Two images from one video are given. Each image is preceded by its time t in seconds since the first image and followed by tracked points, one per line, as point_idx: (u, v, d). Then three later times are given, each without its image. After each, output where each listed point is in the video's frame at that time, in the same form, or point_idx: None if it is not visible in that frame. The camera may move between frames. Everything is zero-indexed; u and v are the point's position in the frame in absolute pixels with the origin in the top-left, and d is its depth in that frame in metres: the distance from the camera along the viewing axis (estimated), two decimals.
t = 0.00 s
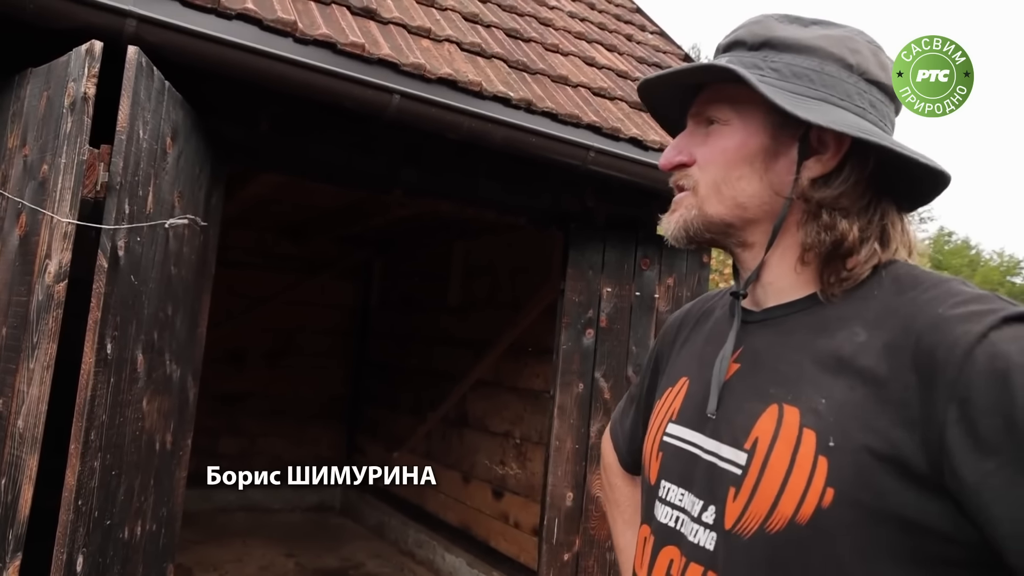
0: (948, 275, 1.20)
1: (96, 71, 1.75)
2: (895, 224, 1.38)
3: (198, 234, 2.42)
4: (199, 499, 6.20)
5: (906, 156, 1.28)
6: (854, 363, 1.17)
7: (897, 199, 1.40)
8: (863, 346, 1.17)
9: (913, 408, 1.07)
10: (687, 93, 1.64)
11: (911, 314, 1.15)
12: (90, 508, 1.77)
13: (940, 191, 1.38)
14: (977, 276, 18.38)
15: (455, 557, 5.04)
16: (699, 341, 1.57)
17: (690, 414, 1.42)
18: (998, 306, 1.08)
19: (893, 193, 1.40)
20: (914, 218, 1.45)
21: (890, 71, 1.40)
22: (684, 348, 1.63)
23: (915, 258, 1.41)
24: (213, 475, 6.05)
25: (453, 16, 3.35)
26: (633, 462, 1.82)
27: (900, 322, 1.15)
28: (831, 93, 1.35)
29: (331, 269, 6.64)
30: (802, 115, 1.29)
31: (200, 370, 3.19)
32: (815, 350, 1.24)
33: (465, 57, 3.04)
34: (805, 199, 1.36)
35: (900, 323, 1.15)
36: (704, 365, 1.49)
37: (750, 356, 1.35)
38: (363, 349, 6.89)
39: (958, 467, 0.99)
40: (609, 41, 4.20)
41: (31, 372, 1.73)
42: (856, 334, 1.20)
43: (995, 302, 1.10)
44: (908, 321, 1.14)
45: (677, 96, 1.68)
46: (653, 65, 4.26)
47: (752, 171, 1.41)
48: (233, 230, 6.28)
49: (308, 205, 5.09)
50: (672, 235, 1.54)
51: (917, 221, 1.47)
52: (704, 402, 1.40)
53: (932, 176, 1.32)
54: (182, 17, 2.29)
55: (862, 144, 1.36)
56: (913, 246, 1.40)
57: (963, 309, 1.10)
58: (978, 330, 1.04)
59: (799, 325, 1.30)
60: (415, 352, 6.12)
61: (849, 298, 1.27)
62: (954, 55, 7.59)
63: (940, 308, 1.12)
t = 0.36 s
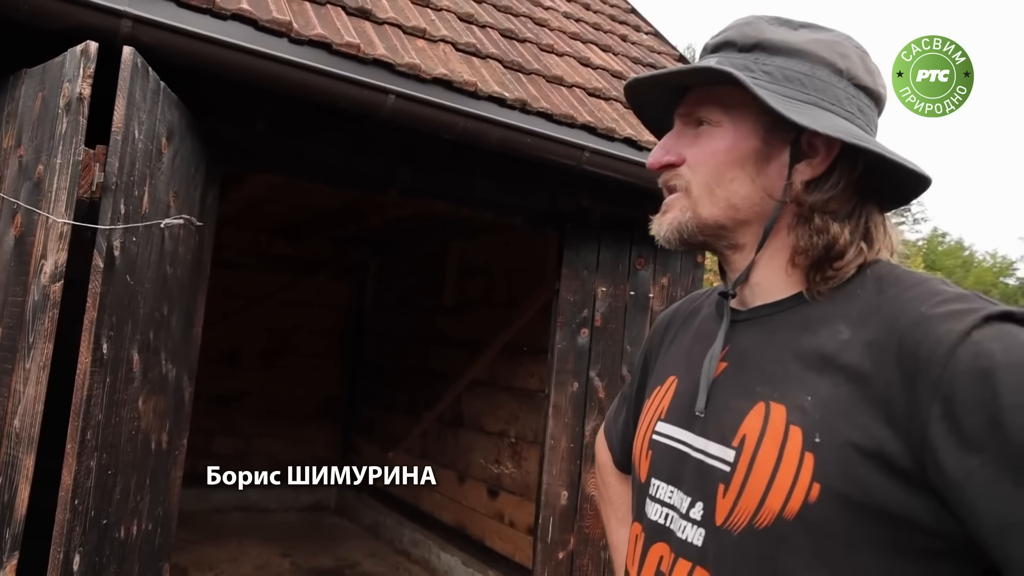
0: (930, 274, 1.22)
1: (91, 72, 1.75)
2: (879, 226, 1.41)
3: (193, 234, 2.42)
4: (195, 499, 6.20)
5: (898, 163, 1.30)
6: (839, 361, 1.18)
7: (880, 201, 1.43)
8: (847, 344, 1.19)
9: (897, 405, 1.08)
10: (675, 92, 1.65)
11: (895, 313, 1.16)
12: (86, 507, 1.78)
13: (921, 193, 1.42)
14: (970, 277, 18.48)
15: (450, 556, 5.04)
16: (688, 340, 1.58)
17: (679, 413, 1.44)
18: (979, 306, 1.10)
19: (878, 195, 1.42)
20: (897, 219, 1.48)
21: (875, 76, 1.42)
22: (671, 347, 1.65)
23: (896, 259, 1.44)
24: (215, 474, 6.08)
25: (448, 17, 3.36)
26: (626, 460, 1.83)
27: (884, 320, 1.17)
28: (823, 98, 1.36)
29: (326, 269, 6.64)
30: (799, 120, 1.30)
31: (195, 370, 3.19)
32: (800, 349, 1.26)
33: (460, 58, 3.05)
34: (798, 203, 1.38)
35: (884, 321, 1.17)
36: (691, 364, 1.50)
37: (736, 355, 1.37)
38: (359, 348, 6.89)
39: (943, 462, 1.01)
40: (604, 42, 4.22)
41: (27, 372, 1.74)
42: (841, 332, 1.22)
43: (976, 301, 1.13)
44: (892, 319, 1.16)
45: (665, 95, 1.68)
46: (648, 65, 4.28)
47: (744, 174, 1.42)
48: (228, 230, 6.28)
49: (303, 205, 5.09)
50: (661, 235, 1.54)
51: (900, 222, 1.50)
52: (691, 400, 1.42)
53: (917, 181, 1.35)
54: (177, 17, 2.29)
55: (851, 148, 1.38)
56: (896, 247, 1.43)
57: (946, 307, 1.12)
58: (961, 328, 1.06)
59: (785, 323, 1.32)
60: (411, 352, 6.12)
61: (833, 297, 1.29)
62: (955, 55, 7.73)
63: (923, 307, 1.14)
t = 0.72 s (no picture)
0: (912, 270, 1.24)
1: (81, 70, 1.74)
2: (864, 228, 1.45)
3: (185, 233, 2.42)
4: (189, 498, 6.18)
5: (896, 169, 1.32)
6: (825, 355, 1.19)
7: (861, 202, 1.48)
8: (833, 338, 1.20)
9: (882, 397, 1.10)
10: (669, 85, 1.63)
11: (879, 308, 1.18)
12: (78, 507, 1.77)
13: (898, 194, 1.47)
14: (962, 272, 18.59)
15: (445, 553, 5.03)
16: (674, 335, 1.59)
17: (667, 406, 1.44)
18: (961, 301, 1.11)
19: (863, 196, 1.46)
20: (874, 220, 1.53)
21: (864, 81, 1.46)
22: (658, 341, 1.65)
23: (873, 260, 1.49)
24: (217, 474, 6.08)
25: (440, 14, 3.36)
26: (609, 455, 1.85)
27: (869, 314, 1.18)
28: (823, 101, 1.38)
29: (319, 267, 6.63)
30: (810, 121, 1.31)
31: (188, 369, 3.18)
32: (786, 343, 1.27)
33: (452, 55, 3.05)
34: (798, 201, 1.39)
35: (868, 315, 1.18)
36: (677, 358, 1.51)
37: (724, 349, 1.37)
38: (352, 347, 6.89)
39: (926, 453, 1.03)
40: (596, 39, 4.22)
41: (18, 372, 1.74)
42: (827, 327, 1.23)
43: (958, 296, 1.14)
44: (875, 313, 1.17)
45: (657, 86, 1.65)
46: (640, 62, 4.28)
47: (746, 171, 1.42)
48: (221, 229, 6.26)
49: (295, 204, 5.08)
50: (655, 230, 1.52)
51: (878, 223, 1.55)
52: (679, 393, 1.43)
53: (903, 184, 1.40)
54: (168, 16, 2.29)
55: (848, 150, 1.41)
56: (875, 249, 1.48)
57: (928, 302, 1.13)
58: (943, 323, 1.07)
59: (772, 318, 1.33)
60: (404, 349, 6.12)
61: (819, 292, 1.30)
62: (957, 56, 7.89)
63: (906, 302, 1.15)
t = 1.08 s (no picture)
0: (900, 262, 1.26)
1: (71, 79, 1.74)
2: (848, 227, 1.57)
3: (178, 240, 2.42)
4: (188, 504, 6.15)
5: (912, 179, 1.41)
6: (819, 347, 1.21)
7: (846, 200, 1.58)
8: (827, 332, 1.22)
9: (875, 387, 1.11)
10: (684, 74, 1.56)
11: (870, 299, 1.19)
12: (78, 515, 1.77)
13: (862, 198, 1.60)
14: (955, 262, 18.68)
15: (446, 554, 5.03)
16: (667, 331, 1.60)
17: (663, 401, 1.45)
18: (949, 291, 1.13)
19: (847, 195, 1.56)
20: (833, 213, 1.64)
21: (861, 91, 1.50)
22: (652, 338, 1.66)
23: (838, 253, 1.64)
24: (217, 475, 6.08)
25: (429, 16, 3.36)
26: (604, 453, 1.85)
27: (860, 306, 1.20)
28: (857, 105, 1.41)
29: (314, 271, 6.62)
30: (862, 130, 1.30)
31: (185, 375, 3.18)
32: (780, 337, 1.28)
33: (442, 57, 3.05)
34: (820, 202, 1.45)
35: (860, 307, 1.20)
36: (671, 354, 1.52)
37: (720, 344, 1.38)
38: (349, 349, 6.89)
39: (919, 438, 1.04)
40: (586, 37, 4.23)
41: (15, 382, 1.73)
42: (820, 321, 1.25)
43: (946, 285, 1.16)
44: (866, 305, 1.19)
45: (672, 72, 1.57)
46: (630, 59, 4.29)
47: (784, 171, 1.42)
48: (215, 234, 6.24)
49: (289, 207, 5.08)
50: (687, 222, 1.46)
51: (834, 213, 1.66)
52: (675, 388, 1.43)
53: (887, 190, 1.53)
54: (156, 23, 2.28)
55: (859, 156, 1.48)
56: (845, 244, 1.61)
57: (917, 293, 1.15)
58: (932, 311, 1.09)
59: (767, 313, 1.34)
60: (401, 351, 6.13)
61: (812, 285, 1.32)
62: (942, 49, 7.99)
63: (895, 293, 1.17)
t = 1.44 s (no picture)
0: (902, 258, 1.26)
1: (63, 84, 1.74)
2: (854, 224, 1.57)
3: (173, 243, 2.41)
4: (187, 508, 6.12)
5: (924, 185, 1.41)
6: (822, 343, 1.21)
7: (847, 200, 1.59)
8: (830, 328, 1.22)
9: (877, 382, 1.12)
10: (695, 67, 1.55)
11: (872, 295, 1.20)
12: (77, 521, 1.77)
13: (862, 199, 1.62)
14: (950, 256, 18.73)
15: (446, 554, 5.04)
16: (670, 329, 1.61)
17: (666, 398, 1.45)
18: (952, 287, 1.14)
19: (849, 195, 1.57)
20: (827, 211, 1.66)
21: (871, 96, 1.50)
22: (656, 335, 1.66)
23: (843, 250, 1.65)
24: (217, 475, 6.08)
25: (421, 16, 3.36)
26: (611, 450, 1.86)
27: (863, 302, 1.20)
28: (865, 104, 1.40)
29: (310, 273, 6.61)
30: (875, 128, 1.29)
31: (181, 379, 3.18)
32: (783, 334, 1.28)
33: (435, 57, 3.05)
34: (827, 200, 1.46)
35: (863, 303, 1.20)
36: (674, 352, 1.53)
37: (723, 341, 1.38)
38: (346, 351, 6.89)
39: (922, 433, 1.04)
40: (579, 36, 4.23)
41: (11, 389, 1.73)
42: (823, 317, 1.25)
43: (948, 281, 1.17)
44: (869, 300, 1.19)
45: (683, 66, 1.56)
46: (623, 57, 4.29)
47: (792, 170, 1.42)
48: (210, 237, 6.22)
49: (284, 209, 5.06)
50: (695, 220, 1.46)
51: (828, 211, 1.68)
52: (680, 383, 1.44)
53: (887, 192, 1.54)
54: (148, 27, 2.28)
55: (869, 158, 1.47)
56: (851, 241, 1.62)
57: (920, 289, 1.16)
58: (935, 307, 1.09)
59: (770, 310, 1.34)
60: (398, 352, 6.13)
61: (815, 282, 1.32)
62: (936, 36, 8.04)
63: (899, 289, 1.17)
